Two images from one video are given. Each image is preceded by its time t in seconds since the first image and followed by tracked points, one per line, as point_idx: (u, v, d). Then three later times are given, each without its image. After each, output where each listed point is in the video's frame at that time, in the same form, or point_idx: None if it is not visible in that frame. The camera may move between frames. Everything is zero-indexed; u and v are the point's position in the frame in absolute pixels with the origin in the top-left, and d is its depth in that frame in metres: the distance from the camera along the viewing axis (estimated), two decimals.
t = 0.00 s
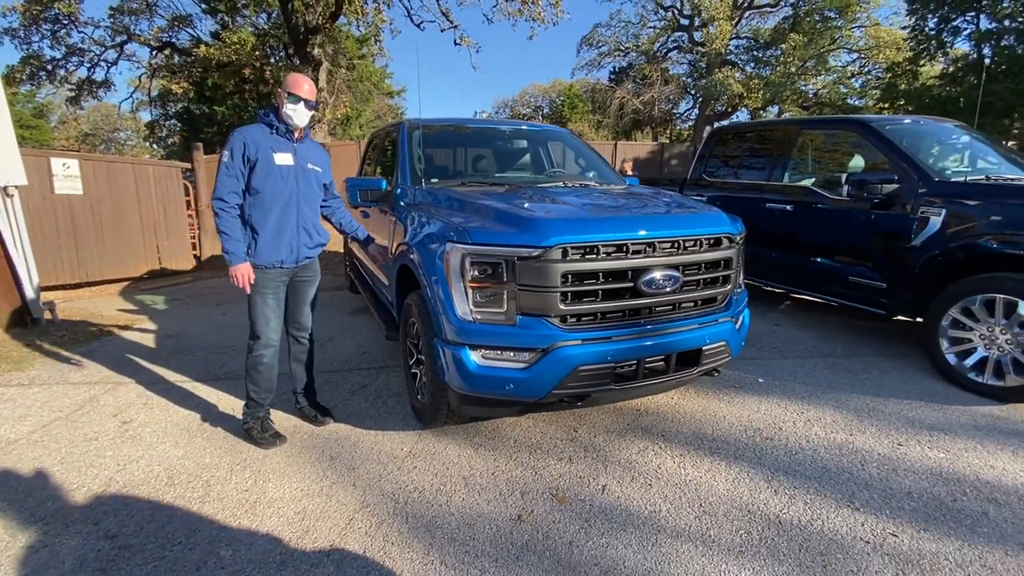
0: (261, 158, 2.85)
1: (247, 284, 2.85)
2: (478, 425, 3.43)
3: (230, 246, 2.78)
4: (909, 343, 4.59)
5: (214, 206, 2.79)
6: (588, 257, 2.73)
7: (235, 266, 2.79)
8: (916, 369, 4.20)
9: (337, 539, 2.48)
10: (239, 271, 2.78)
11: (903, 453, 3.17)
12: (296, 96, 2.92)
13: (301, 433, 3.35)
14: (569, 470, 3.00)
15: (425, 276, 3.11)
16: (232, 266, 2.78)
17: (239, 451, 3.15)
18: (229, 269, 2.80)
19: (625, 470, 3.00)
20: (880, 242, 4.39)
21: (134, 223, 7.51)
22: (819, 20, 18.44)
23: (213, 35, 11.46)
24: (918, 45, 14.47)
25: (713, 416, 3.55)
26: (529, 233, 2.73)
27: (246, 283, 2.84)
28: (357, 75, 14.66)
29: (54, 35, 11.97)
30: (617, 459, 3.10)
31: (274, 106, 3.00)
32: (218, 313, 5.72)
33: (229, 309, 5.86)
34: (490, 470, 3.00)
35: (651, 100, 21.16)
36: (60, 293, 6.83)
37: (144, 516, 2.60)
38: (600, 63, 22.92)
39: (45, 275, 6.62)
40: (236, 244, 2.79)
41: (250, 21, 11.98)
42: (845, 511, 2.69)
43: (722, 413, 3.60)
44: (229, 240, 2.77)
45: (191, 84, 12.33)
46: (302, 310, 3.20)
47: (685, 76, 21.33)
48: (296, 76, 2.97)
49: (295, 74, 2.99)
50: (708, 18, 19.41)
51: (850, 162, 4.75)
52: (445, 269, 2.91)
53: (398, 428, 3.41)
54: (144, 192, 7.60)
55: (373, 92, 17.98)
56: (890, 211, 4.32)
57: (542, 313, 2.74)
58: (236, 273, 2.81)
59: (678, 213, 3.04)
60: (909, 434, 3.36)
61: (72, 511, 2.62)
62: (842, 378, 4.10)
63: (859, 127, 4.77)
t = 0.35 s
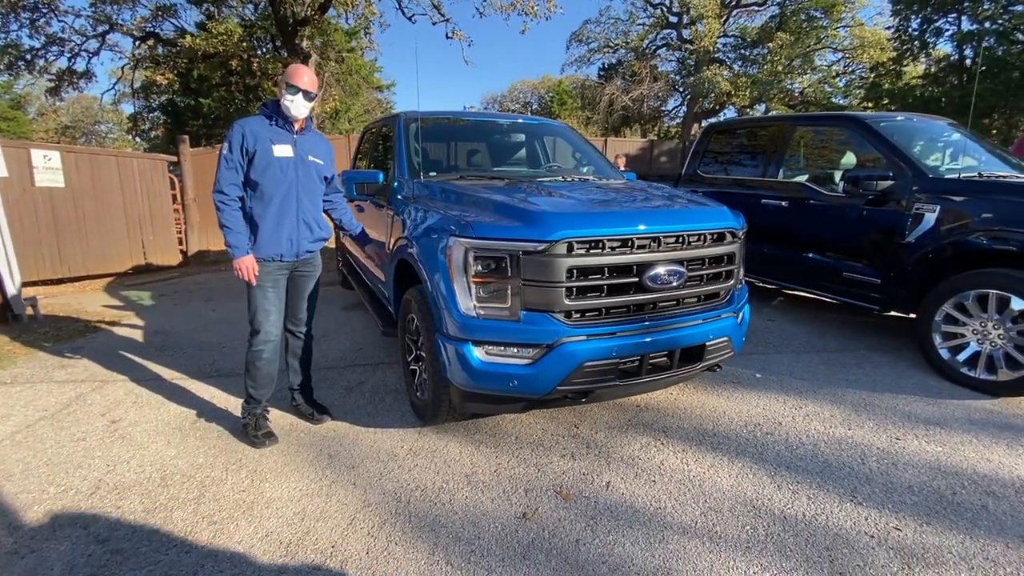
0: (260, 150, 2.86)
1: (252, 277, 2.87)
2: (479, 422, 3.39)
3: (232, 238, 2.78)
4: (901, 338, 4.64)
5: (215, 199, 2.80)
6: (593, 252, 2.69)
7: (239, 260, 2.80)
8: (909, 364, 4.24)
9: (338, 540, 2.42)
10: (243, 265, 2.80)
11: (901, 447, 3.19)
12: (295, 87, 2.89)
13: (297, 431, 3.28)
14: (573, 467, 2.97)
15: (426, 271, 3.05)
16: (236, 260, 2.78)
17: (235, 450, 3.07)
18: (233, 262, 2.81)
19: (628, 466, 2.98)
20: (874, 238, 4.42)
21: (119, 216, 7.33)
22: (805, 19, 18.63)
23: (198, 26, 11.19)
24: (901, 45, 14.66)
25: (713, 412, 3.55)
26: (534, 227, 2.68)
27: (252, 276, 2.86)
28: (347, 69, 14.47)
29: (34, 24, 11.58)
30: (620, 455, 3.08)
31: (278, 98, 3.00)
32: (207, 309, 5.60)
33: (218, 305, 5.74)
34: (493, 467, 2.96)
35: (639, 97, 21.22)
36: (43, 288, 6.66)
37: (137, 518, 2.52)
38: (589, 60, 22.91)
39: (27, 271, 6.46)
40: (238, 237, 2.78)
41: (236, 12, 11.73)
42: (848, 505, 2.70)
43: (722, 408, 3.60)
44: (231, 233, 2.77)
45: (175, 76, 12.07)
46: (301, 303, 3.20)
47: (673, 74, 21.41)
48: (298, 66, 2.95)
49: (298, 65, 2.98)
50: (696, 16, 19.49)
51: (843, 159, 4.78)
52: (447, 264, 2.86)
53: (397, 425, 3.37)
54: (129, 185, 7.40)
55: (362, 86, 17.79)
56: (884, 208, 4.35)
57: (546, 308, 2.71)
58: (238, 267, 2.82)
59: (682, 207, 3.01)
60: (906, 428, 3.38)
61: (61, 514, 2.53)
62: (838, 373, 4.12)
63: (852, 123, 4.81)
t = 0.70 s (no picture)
0: (255, 144, 2.74)
1: (237, 279, 2.74)
2: (485, 425, 3.28)
3: (221, 238, 2.66)
4: (909, 337, 4.57)
5: (207, 196, 2.69)
6: (608, 250, 2.58)
7: (224, 260, 2.68)
8: (919, 362, 4.17)
9: (343, 553, 2.31)
10: (229, 266, 2.68)
11: (918, 450, 3.12)
12: (293, 77, 2.76)
13: (297, 436, 3.16)
14: (584, 472, 2.87)
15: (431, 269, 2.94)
16: (222, 261, 2.67)
17: (232, 456, 2.95)
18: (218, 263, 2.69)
19: (641, 472, 2.89)
20: (884, 234, 4.34)
21: (109, 211, 7.13)
22: (801, 14, 18.56)
23: (190, 15, 10.95)
24: (898, 41, 14.63)
25: (725, 413, 3.46)
26: (546, 224, 2.57)
27: (236, 278, 2.74)
28: (342, 61, 14.27)
29: (18, 12, 11.28)
30: (632, 460, 2.98)
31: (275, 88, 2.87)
32: (202, 306, 5.45)
33: (212, 303, 5.60)
34: (501, 473, 2.85)
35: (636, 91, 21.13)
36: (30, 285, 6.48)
37: (129, 531, 2.38)
38: (585, 53, 22.78)
39: (12, 266, 6.27)
40: (227, 237, 2.67)
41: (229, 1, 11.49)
42: (870, 512, 2.62)
43: (733, 410, 3.52)
44: (219, 232, 2.65)
45: (166, 67, 11.83)
46: (299, 302, 3.07)
47: (670, 68, 21.32)
48: (297, 56, 2.82)
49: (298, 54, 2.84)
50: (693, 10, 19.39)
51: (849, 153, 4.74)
52: (454, 262, 2.74)
53: (401, 429, 3.25)
54: (120, 179, 7.21)
55: (358, 78, 17.59)
56: (895, 204, 4.27)
57: (559, 309, 2.60)
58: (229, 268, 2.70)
59: (697, 203, 2.91)
60: (921, 430, 3.31)
61: (48, 527, 2.40)
62: (848, 373, 4.05)
63: (862, 118, 4.70)
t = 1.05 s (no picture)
0: (253, 144, 2.63)
1: (241, 285, 2.66)
2: (491, 433, 3.19)
3: (222, 243, 2.56)
4: (913, 337, 4.53)
5: (203, 199, 2.57)
6: (621, 254, 2.50)
7: (226, 266, 2.58)
8: (925, 363, 4.13)
9: (348, 573, 2.21)
10: (232, 272, 2.58)
11: (931, 454, 3.07)
12: (290, 72, 2.64)
13: (295, 446, 3.04)
14: (595, 483, 2.79)
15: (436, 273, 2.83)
16: (223, 266, 2.57)
17: (230, 469, 2.84)
18: (220, 268, 2.59)
19: (653, 481, 2.81)
20: (888, 234, 4.30)
21: (96, 210, 6.93)
22: (794, 10, 18.60)
23: (178, 8, 10.73)
24: (889, 38, 14.68)
25: (734, 418, 3.40)
26: (558, 227, 2.47)
27: (241, 283, 2.64)
28: (334, 56, 14.09)
29: None
30: (643, 469, 2.90)
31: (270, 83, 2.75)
32: (193, 308, 5.31)
33: (204, 305, 5.45)
34: (510, 484, 2.77)
35: (629, 87, 21.09)
36: (13, 286, 6.30)
37: (121, 552, 2.27)
38: (579, 49, 22.71)
39: None
40: (227, 241, 2.57)
41: None
42: (887, 521, 2.56)
43: (742, 414, 3.45)
44: (219, 237, 2.55)
45: (153, 62, 11.59)
46: (298, 307, 2.99)
47: (663, 64, 21.30)
48: (294, 48, 2.69)
49: (293, 46, 2.72)
50: (686, 6, 19.37)
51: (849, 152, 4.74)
52: (460, 266, 2.64)
53: (404, 438, 3.15)
54: (106, 177, 7.00)
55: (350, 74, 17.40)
56: (901, 203, 4.21)
57: (571, 315, 2.51)
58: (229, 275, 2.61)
59: (709, 204, 2.83)
60: (932, 434, 3.26)
61: (35, 548, 2.27)
62: (855, 374, 4.00)
63: (867, 117, 4.66)
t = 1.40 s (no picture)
0: (262, 140, 2.55)
1: (252, 286, 2.58)
2: (504, 436, 3.12)
3: (232, 244, 2.48)
4: (920, 335, 4.52)
5: (212, 197, 2.49)
6: (644, 253, 2.43)
7: (236, 267, 2.50)
8: (934, 361, 4.12)
9: None
10: (243, 273, 2.51)
11: (949, 455, 3.05)
12: (299, 65, 2.54)
13: (304, 451, 2.96)
14: (614, 487, 2.73)
15: (451, 274, 2.76)
16: (234, 267, 2.49)
17: (237, 476, 2.75)
18: (230, 270, 2.51)
19: (672, 485, 2.76)
20: (898, 231, 4.27)
21: (86, 207, 6.76)
22: (786, 7, 18.68)
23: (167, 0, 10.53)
24: (883, 35, 14.75)
25: (749, 419, 3.36)
26: (580, 226, 2.40)
27: (252, 284, 2.56)
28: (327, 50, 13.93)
29: None
30: (662, 472, 2.85)
31: (279, 77, 2.65)
32: (189, 308, 5.19)
33: (200, 305, 5.34)
34: (527, 489, 2.70)
35: (623, 83, 21.06)
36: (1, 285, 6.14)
37: (128, 566, 2.17)
38: (572, 45, 22.64)
39: None
40: (238, 241, 2.49)
41: None
42: (912, 524, 2.53)
43: (757, 414, 3.41)
44: (229, 237, 2.47)
45: (142, 55, 11.37)
46: (308, 309, 2.92)
47: (657, 60, 21.29)
48: (303, 40, 2.59)
49: (303, 37, 2.62)
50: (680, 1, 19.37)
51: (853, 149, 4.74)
52: (477, 267, 2.56)
53: (415, 442, 3.07)
54: (96, 173, 6.82)
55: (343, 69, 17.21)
56: (912, 200, 4.18)
57: (593, 316, 2.44)
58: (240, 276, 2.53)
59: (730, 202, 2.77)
60: (948, 433, 3.24)
61: (37, 563, 2.17)
62: (865, 373, 3.98)
63: (876, 113, 4.62)
